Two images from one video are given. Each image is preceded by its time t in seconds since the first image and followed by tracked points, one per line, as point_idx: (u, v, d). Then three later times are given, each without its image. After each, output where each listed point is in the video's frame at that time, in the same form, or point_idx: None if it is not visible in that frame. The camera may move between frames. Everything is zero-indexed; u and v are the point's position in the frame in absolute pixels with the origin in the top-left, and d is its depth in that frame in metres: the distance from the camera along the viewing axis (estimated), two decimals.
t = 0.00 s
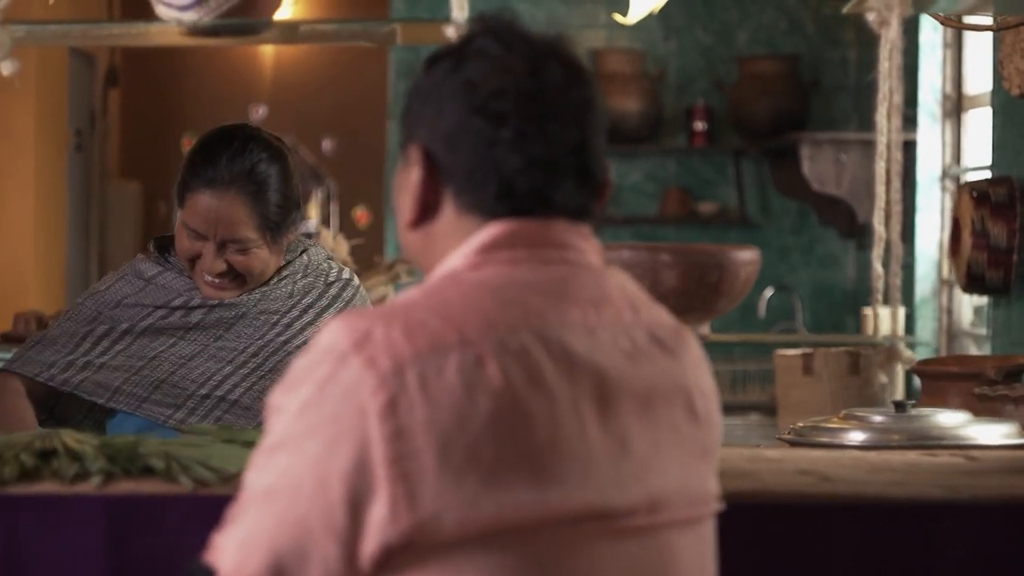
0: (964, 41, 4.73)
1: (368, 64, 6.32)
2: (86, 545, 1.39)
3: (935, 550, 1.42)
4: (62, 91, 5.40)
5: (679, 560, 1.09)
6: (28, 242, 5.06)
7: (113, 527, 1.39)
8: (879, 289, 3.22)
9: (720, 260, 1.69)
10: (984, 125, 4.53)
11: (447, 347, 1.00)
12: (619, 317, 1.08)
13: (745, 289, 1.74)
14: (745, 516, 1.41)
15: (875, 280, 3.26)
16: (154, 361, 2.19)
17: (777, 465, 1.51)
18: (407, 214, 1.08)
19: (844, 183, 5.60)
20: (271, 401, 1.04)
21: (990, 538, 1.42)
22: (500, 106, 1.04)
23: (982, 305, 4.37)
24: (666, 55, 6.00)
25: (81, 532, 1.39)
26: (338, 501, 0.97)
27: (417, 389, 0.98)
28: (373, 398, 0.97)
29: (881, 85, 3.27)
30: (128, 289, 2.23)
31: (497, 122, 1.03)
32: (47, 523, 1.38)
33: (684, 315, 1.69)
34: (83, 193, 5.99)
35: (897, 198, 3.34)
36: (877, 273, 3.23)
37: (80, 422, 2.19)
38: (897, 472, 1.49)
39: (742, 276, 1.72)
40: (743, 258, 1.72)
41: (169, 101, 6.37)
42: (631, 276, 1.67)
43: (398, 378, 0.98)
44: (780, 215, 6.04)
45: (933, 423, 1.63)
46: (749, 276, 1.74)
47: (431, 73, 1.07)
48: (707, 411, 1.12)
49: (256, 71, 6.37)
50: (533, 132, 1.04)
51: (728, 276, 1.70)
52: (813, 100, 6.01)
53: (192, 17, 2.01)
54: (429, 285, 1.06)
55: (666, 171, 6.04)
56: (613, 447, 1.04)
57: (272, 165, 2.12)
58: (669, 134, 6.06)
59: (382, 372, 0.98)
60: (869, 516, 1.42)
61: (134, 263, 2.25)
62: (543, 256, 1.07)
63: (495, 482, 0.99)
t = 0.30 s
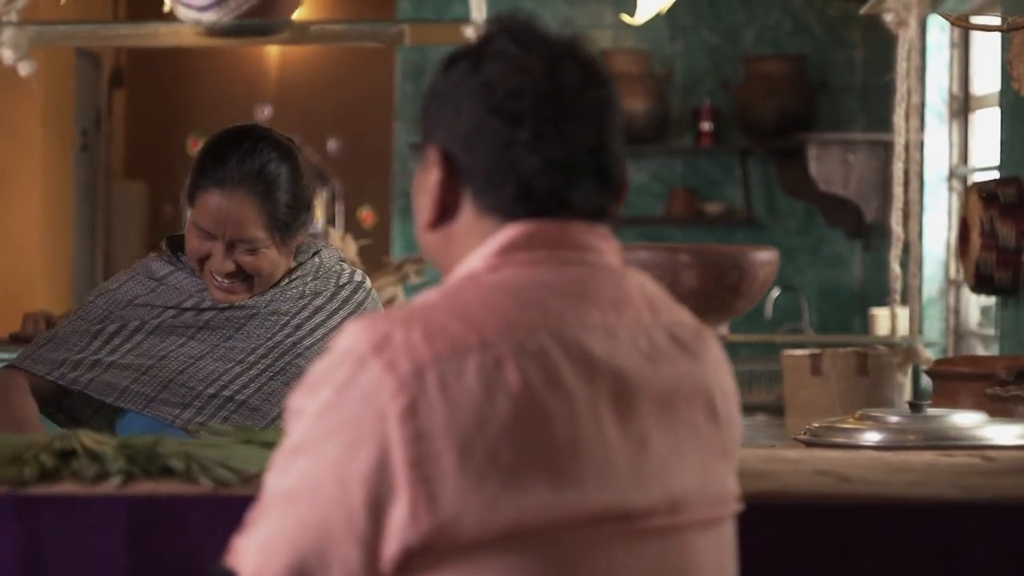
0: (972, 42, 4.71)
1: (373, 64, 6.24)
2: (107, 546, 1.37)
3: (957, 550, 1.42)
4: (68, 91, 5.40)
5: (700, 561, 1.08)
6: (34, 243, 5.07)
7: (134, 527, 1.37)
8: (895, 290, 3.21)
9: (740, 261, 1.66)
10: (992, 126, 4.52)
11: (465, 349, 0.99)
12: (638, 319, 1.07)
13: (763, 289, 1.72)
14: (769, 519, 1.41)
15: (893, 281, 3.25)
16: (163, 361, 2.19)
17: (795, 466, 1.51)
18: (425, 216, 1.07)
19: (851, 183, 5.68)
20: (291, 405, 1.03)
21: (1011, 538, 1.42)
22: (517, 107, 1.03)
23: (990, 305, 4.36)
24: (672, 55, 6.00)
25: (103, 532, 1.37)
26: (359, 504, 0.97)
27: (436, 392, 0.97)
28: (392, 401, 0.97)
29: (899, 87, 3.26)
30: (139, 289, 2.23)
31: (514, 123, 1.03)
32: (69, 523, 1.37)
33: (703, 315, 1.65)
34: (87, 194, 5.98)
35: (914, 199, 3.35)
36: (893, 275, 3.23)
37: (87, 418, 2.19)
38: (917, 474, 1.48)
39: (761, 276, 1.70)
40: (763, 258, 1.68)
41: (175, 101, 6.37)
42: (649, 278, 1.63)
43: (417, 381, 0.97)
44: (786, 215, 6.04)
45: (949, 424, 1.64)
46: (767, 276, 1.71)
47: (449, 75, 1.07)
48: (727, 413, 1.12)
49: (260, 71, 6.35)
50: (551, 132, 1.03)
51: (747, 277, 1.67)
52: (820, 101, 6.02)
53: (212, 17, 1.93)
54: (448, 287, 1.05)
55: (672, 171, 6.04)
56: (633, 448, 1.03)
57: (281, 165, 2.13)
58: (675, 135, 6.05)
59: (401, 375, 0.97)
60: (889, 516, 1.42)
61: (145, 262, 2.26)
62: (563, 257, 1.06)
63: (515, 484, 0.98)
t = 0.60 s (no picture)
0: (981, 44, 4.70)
1: (379, 65, 6.24)
2: (129, 546, 1.36)
3: (978, 549, 1.42)
4: (74, 92, 5.40)
5: (724, 561, 1.08)
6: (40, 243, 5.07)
7: (158, 528, 1.36)
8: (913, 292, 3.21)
9: (760, 261, 1.63)
10: (1001, 127, 4.52)
11: (490, 350, 0.99)
12: (661, 320, 1.07)
13: (784, 291, 1.69)
14: (788, 519, 1.41)
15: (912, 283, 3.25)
16: (181, 359, 2.23)
17: (814, 467, 1.51)
18: (448, 217, 1.07)
19: (859, 184, 5.61)
20: (314, 406, 1.03)
21: None
22: (540, 110, 1.03)
23: (998, 306, 4.36)
24: (678, 56, 6.00)
25: (127, 532, 1.36)
26: (384, 506, 0.96)
27: (460, 393, 0.97)
28: (417, 402, 0.96)
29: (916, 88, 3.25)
30: (162, 286, 2.26)
31: (537, 125, 1.02)
32: (92, 524, 1.35)
33: (722, 317, 1.63)
34: (94, 195, 5.97)
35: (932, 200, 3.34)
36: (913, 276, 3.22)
37: (112, 412, 2.24)
38: (935, 475, 1.49)
39: (782, 278, 1.66)
40: (783, 259, 1.65)
41: (181, 102, 6.36)
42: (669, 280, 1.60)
43: (441, 382, 0.97)
44: (794, 215, 6.02)
45: (967, 426, 1.64)
46: (788, 277, 1.68)
47: (471, 77, 1.06)
48: (750, 414, 1.12)
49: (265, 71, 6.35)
50: (573, 135, 1.03)
51: (768, 278, 1.64)
52: (827, 102, 6.03)
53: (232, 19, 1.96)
54: (472, 288, 1.04)
55: (679, 172, 6.03)
56: (657, 448, 1.03)
57: (292, 154, 2.12)
58: (682, 135, 6.04)
59: (425, 377, 0.97)
60: (910, 517, 1.42)
61: (170, 260, 2.28)
62: (586, 258, 1.06)
63: (540, 485, 0.98)
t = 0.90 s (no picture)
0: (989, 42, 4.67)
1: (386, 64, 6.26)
2: (153, 546, 1.35)
3: (999, 549, 1.42)
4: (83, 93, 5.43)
5: (751, 562, 1.08)
6: (47, 244, 5.13)
7: (183, 528, 1.35)
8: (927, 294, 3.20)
9: (783, 262, 1.64)
10: (1011, 127, 4.50)
11: (521, 349, 0.99)
12: (691, 321, 1.08)
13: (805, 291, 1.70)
14: (814, 520, 1.41)
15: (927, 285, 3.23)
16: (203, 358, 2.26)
17: (836, 468, 1.52)
18: (478, 217, 1.08)
19: (867, 184, 5.72)
20: (345, 405, 1.04)
21: None
22: (574, 111, 1.04)
23: (1007, 308, 4.36)
24: (686, 56, 5.98)
25: (151, 532, 1.34)
26: (415, 504, 0.97)
27: (492, 392, 0.98)
28: (449, 400, 0.97)
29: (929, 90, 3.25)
30: (188, 286, 2.29)
31: (570, 127, 1.03)
32: (117, 523, 1.34)
33: (747, 317, 1.64)
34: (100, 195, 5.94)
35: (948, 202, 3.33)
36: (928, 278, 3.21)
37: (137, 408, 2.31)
38: (958, 476, 1.49)
39: (804, 278, 1.68)
40: (804, 259, 1.67)
41: (186, 102, 6.35)
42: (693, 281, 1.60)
43: (472, 380, 0.98)
44: (800, 216, 6.02)
45: (985, 426, 1.65)
46: (809, 278, 1.69)
47: (505, 78, 1.07)
48: (778, 417, 1.12)
49: (271, 71, 6.35)
50: (607, 136, 1.04)
51: (790, 279, 1.65)
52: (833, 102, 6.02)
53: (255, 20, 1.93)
54: (503, 288, 1.05)
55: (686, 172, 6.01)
56: (685, 448, 1.03)
57: (297, 140, 2.14)
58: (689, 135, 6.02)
59: (457, 374, 0.98)
60: (929, 517, 1.42)
61: (198, 260, 2.32)
62: (616, 258, 1.07)
63: (570, 484, 0.98)
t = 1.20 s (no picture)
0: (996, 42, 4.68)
1: (394, 64, 6.28)
2: (179, 548, 1.34)
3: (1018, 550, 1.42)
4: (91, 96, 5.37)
5: (776, 562, 1.08)
6: (53, 243, 4.93)
7: (207, 531, 1.34)
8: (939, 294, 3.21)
9: (805, 264, 1.64)
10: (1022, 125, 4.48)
11: (547, 349, 0.99)
12: (715, 322, 1.07)
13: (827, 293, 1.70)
14: (838, 519, 1.41)
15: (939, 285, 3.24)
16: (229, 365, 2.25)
17: (856, 468, 1.52)
18: (503, 217, 1.08)
19: (875, 185, 5.52)
20: (370, 404, 1.04)
21: None
22: (600, 111, 1.04)
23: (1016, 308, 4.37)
24: (693, 57, 5.96)
25: (175, 534, 1.33)
26: (442, 504, 0.96)
27: (518, 393, 0.97)
28: (475, 400, 0.97)
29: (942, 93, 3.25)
30: (209, 288, 2.29)
31: (596, 128, 1.04)
32: (140, 525, 1.33)
33: (771, 318, 1.64)
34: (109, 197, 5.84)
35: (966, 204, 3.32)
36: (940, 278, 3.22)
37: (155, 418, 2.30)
38: (978, 476, 1.50)
39: (826, 279, 1.68)
40: (827, 260, 1.67)
41: (192, 103, 6.35)
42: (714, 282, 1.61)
43: (499, 380, 0.97)
44: (808, 217, 6.01)
45: (1002, 427, 1.66)
46: (832, 279, 1.69)
47: (530, 79, 1.07)
48: (803, 417, 1.12)
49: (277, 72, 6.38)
50: (633, 138, 1.04)
51: (812, 280, 1.65)
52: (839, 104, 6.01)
53: (277, 21, 1.99)
54: (529, 289, 1.05)
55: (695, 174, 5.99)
56: (711, 449, 1.03)
57: (299, 134, 2.14)
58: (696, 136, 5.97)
59: (483, 374, 0.97)
60: (949, 518, 1.42)
61: (216, 263, 2.31)
62: (642, 260, 1.07)
63: (595, 483, 0.98)
